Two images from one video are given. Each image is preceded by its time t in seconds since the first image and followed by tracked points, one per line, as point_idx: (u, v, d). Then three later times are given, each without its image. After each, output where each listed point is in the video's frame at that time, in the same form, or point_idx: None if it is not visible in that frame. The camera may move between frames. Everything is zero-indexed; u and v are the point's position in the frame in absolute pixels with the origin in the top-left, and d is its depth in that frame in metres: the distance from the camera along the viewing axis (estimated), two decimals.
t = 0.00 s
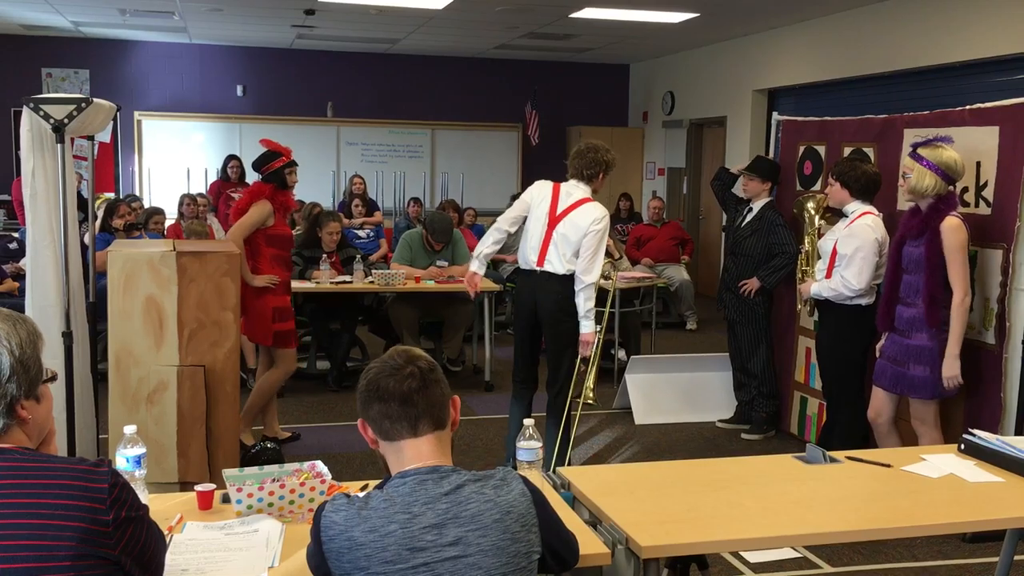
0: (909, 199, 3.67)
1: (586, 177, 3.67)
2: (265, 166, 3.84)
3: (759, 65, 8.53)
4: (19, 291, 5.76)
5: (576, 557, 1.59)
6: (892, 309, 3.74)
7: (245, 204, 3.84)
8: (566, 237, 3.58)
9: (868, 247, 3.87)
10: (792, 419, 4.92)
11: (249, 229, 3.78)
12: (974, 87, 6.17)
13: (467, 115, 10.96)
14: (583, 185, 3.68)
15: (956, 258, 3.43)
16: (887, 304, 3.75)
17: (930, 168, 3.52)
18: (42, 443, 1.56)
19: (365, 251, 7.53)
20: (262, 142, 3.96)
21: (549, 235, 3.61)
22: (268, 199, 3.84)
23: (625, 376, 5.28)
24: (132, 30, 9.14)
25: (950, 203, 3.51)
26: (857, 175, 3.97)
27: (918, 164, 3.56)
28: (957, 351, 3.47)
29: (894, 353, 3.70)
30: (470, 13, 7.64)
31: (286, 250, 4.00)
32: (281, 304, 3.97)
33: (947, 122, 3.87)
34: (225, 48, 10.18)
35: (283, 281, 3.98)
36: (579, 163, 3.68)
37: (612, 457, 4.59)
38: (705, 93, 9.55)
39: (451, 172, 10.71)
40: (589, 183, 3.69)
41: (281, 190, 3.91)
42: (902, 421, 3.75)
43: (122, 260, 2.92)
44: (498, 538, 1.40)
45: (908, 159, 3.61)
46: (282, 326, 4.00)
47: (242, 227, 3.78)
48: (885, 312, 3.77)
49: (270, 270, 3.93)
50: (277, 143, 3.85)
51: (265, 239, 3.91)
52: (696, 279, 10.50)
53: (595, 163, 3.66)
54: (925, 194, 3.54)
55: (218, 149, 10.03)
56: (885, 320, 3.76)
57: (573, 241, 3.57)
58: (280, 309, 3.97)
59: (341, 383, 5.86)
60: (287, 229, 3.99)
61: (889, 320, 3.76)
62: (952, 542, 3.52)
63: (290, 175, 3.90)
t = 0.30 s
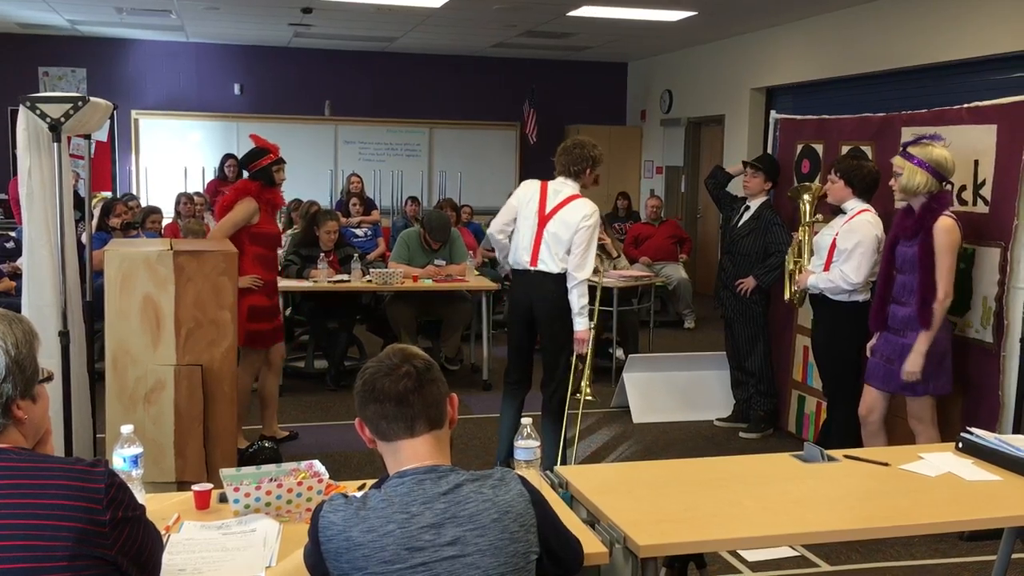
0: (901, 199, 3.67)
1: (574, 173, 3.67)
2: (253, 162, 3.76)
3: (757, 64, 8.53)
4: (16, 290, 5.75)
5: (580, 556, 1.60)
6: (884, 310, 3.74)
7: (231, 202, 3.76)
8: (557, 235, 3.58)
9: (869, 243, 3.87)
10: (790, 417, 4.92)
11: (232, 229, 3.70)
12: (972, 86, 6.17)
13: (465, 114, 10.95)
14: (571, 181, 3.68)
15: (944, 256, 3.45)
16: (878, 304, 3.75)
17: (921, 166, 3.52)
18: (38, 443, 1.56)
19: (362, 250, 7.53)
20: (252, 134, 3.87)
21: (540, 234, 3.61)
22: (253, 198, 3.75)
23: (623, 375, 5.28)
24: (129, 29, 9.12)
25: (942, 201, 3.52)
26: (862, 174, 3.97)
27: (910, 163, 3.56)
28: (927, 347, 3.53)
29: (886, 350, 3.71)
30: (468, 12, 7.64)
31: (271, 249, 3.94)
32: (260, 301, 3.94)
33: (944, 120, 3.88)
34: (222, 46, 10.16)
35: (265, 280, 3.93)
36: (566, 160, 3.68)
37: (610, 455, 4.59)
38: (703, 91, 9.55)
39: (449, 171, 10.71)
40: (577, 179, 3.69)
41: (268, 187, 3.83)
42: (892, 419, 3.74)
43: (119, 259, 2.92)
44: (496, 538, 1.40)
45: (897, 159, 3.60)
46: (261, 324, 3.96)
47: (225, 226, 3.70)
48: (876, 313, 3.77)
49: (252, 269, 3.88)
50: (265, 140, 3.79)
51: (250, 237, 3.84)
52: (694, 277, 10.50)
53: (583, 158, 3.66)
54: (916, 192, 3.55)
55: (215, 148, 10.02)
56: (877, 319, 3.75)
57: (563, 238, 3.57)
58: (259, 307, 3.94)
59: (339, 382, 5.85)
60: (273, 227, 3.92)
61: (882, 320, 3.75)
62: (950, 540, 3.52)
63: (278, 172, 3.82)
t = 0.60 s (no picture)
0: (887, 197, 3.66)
1: (545, 171, 3.66)
2: (239, 165, 3.73)
3: (756, 63, 8.53)
4: (15, 289, 5.75)
5: (582, 556, 1.59)
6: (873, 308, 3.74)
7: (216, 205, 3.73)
8: (530, 235, 3.59)
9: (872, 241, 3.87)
10: (789, 417, 4.92)
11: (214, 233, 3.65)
12: (970, 85, 6.18)
13: (464, 113, 10.95)
14: (543, 180, 3.68)
15: (927, 255, 3.47)
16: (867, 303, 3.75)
17: (907, 166, 3.50)
18: (36, 442, 1.55)
19: (361, 250, 7.52)
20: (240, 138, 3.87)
21: (515, 236, 3.63)
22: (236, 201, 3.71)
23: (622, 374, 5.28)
24: (128, 28, 9.12)
25: (928, 199, 3.52)
26: (860, 172, 3.98)
27: (895, 163, 3.55)
28: (894, 341, 3.58)
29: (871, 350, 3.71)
30: (467, 11, 7.63)
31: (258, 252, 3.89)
32: (247, 306, 3.88)
33: (943, 120, 3.88)
34: (221, 45, 10.16)
35: (250, 284, 3.87)
36: (537, 159, 3.66)
37: (609, 454, 4.59)
38: (702, 91, 9.55)
39: (448, 170, 10.72)
40: (549, 177, 3.67)
41: (254, 190, 3.80)
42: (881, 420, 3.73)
43: (117, 258, 2.92)
44: (495, 538, 1.40)
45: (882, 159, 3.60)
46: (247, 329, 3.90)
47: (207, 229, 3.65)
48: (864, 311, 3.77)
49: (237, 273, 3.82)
50: (253, 143, 3.77)
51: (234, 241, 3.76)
52: (693, 277, 10.51)
53: (553, 156, 3.63)
54: (901, 191, 3.53)
55: (214, 148, 10.03)
56: (866, 319, 3.75)
57: (538, 237, 3.58)
58: (246, 312, 3.88)
59: (338, 382, 5.85)
60: (260, 231, 3.86)
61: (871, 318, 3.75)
62: (949, 539, 3.52)
63: (265, 176, 3.79)
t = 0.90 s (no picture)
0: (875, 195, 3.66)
1: (524, 169, 3.66)
2: (232, 165, 3.75)
3: (758, 64, 8.53)
4: (18, 289, 5.76)
5: (585, 558, 1.59)
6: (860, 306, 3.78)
7: (211, 205, 3.74)
8: (514, 234, 3.61)
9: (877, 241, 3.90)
10: (790, 417, 4.91)
11: (212, 232, 3.65)
12: (971, 85, 6.17)
13: (466, 113, 10.96)
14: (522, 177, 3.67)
15: (918, 251, 3.45)
16: (853, 301, 3.79)
17: (896, 165, 3.51)
18: (38, 442, 1.55)
19: (363, 250, 7.52)
20: (231, 140, 3.90)
21: (499, 237, 3.65)
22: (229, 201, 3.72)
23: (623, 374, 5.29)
24: (130, 29, 9.13)
25: (914, 198, 3.52)
26: (856, 173, 3.98)
27: (884, 161, 3.56)
28: (896, 340, 3.55)
29: (863, 349, 3.74)
30: (469, 11, 7.64)
31: (256, 253, 3.89)
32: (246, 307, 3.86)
33: (945, 120, 3.87)
34: (222, 46, 10.16)
35: (249, 285, 3.86)
36: (516, 156, 3.66)
37: (610, 454, 4.59)
38: (703, 91, 9.55)
39: (449, 170, 10.73)
40: (529, 175, 3.67)
41: (249, 191, 3.82)
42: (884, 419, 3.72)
43: (120, 258, 2.92)
44: (496, 538, 1.40)
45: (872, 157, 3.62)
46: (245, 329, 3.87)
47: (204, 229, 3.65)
48: (852, 309, 3.81)
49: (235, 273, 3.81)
50: (245, 143, 3.80)
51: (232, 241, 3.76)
52: (695, 277, 10.51)
53: (533, 155, 3.64)
54: (889, 189, 3.54)
55: (215, 148, 10.04)
56: (850, 316, 3.81)
57: (521, 235, 3.59)
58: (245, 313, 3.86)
59: (339, 382, 5.85)
60: (256, 231, 3.87)
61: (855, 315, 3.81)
62: (951, 540, 3.52)
63: (259, 176, 3.82)
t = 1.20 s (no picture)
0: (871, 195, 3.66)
1: (524, 173, 3.64)
2: (236, 167, 3.76)
3: (761, 65, 8.53)
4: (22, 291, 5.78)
5: (589, 559, 1.59)
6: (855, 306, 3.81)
7: (214, 207, 3.74)
8: (514, 237, 3.62)
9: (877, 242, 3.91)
10: (793, 419, 4.92)
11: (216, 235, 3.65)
12: (974, 87, 6.17)
13: (469, 115, 10.97)
14: (524, 180, 3.66)
15: (916, 251, 3.44)
16: (848, 301, 3.82)
17: (893, 167, 3.51)
18: (41, 443, 1.56)
19: (366, 252, 7.54)
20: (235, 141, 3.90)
21: (501, 238, 3.67)
22: (232, 203, 3.72)
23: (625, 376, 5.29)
24: (134, 31, 9.15)
25: (909, 199, 3.52)
26: (852, 177, 3.98)
27: (880, 162, 3.56)
28: (900, 340, 3.52)
29: (861, 351, 3.74)
30: (472, 13, 7.65)
31: (258, 255, 3.90)
32: (248, 308, 3.87)
33: (948, 122, 3.87)
34: (225, 48, 10.18)
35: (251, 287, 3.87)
36: (519, 161, 3.63)
37: (612, 456, 4.59)
38: (706, 93, 9.55)
39: (452, 172, 10.75)
40: (531, 179, 3.65)
41: (252, 192, 3.82)
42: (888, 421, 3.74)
43: (122, 260, 2.92)
44: (498, 538, 1.40)
45: (869, 158, 3.61)
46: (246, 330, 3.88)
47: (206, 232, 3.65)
48: (847, 308, 3.84)
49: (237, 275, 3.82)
50: (247, 144, 3.80)
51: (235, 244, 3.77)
52: (697, 279, 10.51)
53: (535, 160, 3.60)
54: (886, 190, 3.54)
55: (218, 149, 10.07)
56: (846, 317, 3.84)
57: (522, 238, 3.60)
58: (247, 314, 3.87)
59: (342, 383, 5.85)
60: (258, 233, 3.87)
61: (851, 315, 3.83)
62: (954, 542, 3.52)
63: (262, 177, 3.82)
